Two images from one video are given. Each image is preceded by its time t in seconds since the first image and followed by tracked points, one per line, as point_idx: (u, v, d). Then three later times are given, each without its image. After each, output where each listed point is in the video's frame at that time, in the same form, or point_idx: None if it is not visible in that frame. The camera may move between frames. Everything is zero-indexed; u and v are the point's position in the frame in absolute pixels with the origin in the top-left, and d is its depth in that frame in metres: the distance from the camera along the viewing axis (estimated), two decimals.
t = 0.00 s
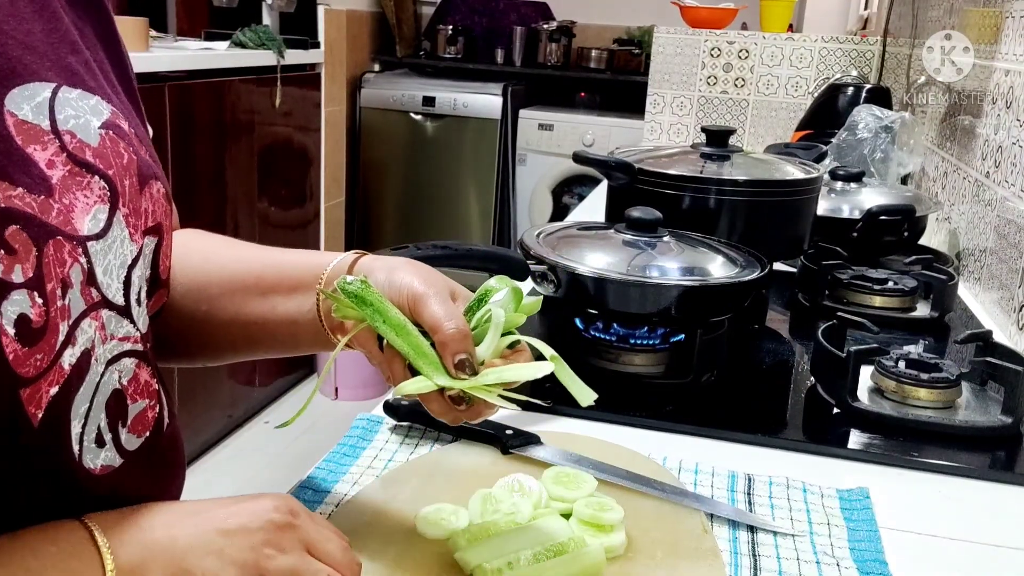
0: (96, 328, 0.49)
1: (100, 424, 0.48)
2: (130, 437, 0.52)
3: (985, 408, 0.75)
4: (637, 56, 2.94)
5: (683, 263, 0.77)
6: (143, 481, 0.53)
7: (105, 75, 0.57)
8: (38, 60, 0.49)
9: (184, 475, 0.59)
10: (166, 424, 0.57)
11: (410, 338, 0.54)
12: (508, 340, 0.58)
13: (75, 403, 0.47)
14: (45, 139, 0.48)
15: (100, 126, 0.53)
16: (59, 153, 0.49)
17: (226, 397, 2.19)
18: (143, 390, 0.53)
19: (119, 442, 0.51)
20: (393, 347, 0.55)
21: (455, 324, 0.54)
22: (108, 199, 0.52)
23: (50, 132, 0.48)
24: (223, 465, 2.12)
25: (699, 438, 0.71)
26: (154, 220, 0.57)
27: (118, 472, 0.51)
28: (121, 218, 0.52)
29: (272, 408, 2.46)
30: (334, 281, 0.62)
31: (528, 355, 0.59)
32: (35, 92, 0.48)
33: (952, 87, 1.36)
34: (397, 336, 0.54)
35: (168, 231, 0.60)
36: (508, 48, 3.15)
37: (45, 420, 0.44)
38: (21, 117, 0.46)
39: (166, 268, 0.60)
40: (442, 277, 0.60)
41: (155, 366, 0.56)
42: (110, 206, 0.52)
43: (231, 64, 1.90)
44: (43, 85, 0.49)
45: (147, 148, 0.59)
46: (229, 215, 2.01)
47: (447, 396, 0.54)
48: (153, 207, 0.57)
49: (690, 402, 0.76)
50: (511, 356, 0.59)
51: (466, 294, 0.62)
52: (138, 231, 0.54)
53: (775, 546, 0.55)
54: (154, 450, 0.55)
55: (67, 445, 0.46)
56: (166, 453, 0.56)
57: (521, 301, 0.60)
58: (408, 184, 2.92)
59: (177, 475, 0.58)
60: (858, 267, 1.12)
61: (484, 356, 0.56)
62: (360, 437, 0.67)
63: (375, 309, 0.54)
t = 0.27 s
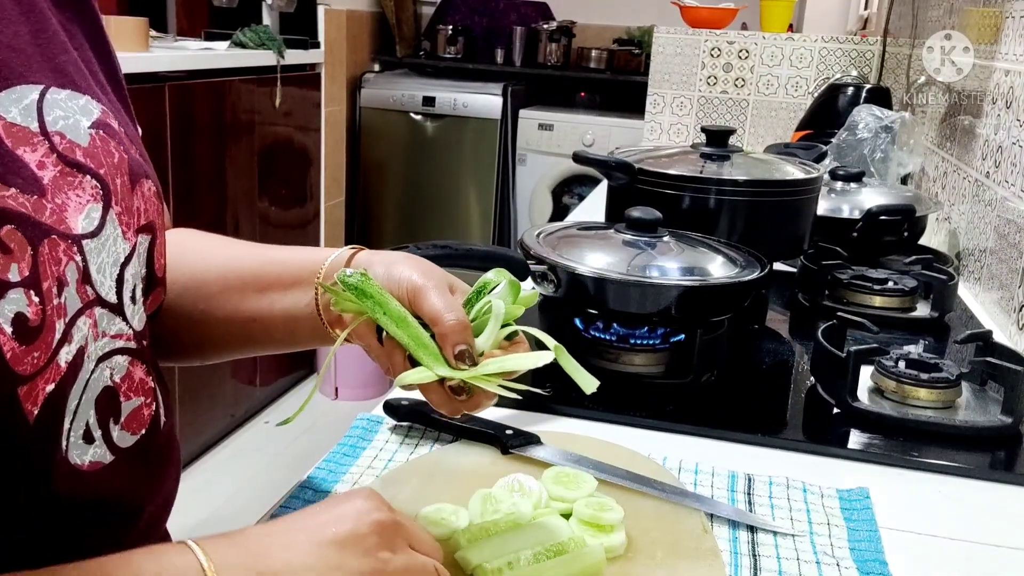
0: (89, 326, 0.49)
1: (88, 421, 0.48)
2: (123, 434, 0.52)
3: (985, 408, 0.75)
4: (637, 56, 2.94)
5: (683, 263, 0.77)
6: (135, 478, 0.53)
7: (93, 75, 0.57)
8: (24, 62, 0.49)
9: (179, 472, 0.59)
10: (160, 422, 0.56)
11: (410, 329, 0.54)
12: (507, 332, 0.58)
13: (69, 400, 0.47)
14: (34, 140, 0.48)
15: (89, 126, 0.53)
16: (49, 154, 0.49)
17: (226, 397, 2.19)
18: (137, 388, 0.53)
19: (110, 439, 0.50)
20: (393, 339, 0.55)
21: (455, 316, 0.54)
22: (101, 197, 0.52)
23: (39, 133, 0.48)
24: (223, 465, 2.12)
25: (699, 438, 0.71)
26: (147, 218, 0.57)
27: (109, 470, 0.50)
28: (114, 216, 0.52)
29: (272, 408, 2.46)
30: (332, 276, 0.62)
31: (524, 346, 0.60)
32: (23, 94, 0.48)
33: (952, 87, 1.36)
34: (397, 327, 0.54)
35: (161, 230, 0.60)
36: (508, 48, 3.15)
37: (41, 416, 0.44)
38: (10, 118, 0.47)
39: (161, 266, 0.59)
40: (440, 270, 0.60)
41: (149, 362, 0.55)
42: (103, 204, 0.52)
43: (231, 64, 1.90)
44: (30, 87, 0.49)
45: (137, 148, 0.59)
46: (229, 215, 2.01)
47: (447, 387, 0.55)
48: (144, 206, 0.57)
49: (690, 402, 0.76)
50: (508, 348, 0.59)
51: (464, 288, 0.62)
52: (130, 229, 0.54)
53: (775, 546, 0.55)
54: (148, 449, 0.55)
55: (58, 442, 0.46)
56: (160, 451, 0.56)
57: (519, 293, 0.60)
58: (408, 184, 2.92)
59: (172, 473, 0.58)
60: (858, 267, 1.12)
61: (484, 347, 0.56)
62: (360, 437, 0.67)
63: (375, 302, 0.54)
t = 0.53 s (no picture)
0: (90, 325, 0.49)
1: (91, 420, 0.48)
2: (124, 433, 0.52)
3: (985, 408, 0.75)
4: (637, 56, 2.94)
5: (683, 263, 0.77)
6: (135, 478, 0.53)
7: (92, 76, 0.57)
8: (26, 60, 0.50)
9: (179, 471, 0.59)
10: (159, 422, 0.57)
11: (403, 336, 0.54)
12: (500, 340, 0.59)
13: (70, 399, 0.47)
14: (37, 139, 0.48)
15: (88, 126, 0.53)
16: (49, 153, 0.49)
17: (226, 397, 2.19)
18: (137, 387, 0.53)
19: (111, 437, 0.51)
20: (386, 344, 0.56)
21: (448, 323, 0.54)
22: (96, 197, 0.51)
23: (39, 132, 0.48)
24: (223, 465, 2.12)
25: (700, 438, 0.71)
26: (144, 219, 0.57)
27: (109, 469, 0.50)
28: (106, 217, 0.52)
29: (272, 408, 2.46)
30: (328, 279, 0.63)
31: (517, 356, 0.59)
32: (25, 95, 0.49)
33: (952, 87, 1.36)
34: (390, 333, 0.54)
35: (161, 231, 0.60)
36: (508, 48, 3.15)
37: (42, 415, 0.44)
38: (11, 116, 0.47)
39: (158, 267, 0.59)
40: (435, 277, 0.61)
41: (148, 361, 0.56)
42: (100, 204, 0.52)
43: (231, 64, 1.90)
44: (30, 87, 0.49)
45: (136, 148, 0.59)
46: (229, 215, 2.01)
47: (438, 394, 0.55)
48: (142, 206, 0.57)
49: (690, 402, 0.76)
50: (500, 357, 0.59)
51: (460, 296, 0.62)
52: (130, 229, 0.54)
53: (775, 546, 0.55)
54: (148, 448, 0.55)
55: (61, 441, 0.46)
56: (160, 449, 0.56)
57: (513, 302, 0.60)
58: (408, 184, 2.92)
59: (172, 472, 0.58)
60: (858, 267, 1.12)
61: (476, 356, 0.57)
62: (361, 437, 0.67)
63: (368, 307, 0.54)
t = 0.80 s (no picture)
0: (85, 327, 0.49)
1: (88, 422, 0.48)
2: (121, 435, 0.52)
3: (985, 408, 0.75)
4: (637, 56, 2.94)
5: (683, 263, 0.77)
6: (132, 479, 0.53)
7: (90, 76, 0.57)
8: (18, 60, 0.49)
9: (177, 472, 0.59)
10: (157, 422, 0.57)
11: (402, 331, 0.54)
12: (498, 336, 0.58)
13: (64, 401, 0.46)
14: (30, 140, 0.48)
15: (86, 126, 0.53)
16: (46, 154, 0.49)
17: (226, 397, 2.20)
18: (133, 388, 0.53)
19: (109, 440, 0.51)
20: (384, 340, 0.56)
21: (446, 318, 0.54)
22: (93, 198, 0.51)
23: (36, 133, 0.48)
24: (223, 465, 2.12)
25: (700, 438, 0.71)
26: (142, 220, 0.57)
27: (107, 471, 0.50)
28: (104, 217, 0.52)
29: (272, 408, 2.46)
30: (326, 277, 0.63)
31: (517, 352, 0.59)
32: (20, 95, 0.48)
33: (952, 87, 1.36)
34: (389, 329, 0.54)
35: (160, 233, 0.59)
36: (508, 48, 3.15)
37: (35, 418, 0.44)
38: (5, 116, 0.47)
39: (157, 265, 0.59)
40: (433, 272, 0.60)
41: (145, 362, 0.56)
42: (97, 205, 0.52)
43: (231, 64, 1.90)
44: (27, 87, 0.49)
45: (134, 149, 0.59)
46: (228, 215, 2.01)
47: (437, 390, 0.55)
48: (140, 207, 0.57)
49: (690, 402, 0.76)
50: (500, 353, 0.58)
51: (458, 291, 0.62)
52: (126, 230, 0.54)
53: (775, 546, 0.55)
54: (145, 449, 0.55)
55: (56, 443, 0.46)
56: (157, 451, 0.56)
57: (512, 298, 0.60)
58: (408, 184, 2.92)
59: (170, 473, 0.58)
60: (858, 267, 1.12)
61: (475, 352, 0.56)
62: (361, 437, 0.67)
63: (367, 302, 0.54)
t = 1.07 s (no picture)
0: (65, 328, 0.49)
1: (71, 425, 0.49)
2: (104, 436, 0.53)
3: (985, 408, 0.75)
4: (637, 56, 2.94)
5: (683, 263, 0.77)
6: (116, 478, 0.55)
7: (76, 75, 0.58)
8: None
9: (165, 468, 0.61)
10: (143, 423, 0.58)
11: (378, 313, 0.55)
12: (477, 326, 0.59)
13: (43, 405, 0.47)
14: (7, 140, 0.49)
15: (69, 125, 0.53)
16: (27, 153, 0.49)
17: (226, 397, 2.20)
18: (117, 390, 0.54)
19: (93, 443, 0.52)
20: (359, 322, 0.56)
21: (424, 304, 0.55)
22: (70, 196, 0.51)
23: (17, 132, 0.49)
24: (222, 465, 2.12)
25: (699, 438, 0.71)
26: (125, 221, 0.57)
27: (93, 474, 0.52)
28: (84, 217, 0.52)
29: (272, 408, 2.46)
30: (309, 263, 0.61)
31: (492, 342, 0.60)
32: None
33: (952, 87, 1.36)
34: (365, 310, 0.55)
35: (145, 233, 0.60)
36: (508, 48, 3.15)
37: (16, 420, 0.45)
38: None
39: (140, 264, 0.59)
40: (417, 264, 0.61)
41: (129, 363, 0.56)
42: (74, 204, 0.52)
43: (231, 64, 1.90)
44: (9, 86, 0.50)
45: (121, 147, 0.59)
46: (228, 216, 2.00)
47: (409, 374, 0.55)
48: (125, 206, 0.56)
49: (690, 402, 0.76)
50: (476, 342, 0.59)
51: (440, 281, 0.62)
52: (109, 230, 0.54)
53: (775, 546, 0.55)
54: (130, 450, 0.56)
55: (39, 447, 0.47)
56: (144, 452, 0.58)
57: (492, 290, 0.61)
58: (408, 184, 2.93)
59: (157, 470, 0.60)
60: (858, 267, 1.12)
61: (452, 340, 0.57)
62: (361, 437, 0.67)
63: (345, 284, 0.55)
